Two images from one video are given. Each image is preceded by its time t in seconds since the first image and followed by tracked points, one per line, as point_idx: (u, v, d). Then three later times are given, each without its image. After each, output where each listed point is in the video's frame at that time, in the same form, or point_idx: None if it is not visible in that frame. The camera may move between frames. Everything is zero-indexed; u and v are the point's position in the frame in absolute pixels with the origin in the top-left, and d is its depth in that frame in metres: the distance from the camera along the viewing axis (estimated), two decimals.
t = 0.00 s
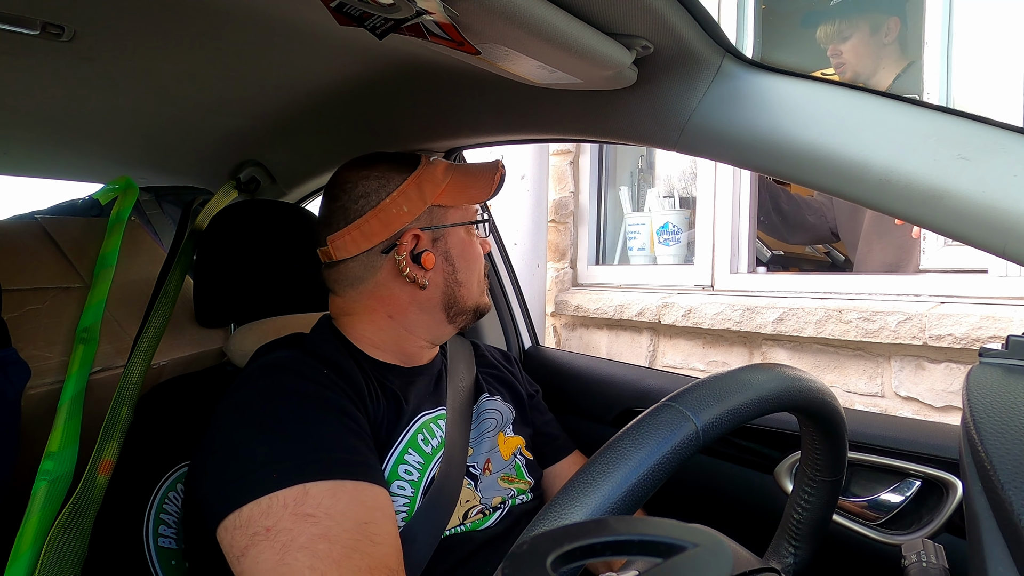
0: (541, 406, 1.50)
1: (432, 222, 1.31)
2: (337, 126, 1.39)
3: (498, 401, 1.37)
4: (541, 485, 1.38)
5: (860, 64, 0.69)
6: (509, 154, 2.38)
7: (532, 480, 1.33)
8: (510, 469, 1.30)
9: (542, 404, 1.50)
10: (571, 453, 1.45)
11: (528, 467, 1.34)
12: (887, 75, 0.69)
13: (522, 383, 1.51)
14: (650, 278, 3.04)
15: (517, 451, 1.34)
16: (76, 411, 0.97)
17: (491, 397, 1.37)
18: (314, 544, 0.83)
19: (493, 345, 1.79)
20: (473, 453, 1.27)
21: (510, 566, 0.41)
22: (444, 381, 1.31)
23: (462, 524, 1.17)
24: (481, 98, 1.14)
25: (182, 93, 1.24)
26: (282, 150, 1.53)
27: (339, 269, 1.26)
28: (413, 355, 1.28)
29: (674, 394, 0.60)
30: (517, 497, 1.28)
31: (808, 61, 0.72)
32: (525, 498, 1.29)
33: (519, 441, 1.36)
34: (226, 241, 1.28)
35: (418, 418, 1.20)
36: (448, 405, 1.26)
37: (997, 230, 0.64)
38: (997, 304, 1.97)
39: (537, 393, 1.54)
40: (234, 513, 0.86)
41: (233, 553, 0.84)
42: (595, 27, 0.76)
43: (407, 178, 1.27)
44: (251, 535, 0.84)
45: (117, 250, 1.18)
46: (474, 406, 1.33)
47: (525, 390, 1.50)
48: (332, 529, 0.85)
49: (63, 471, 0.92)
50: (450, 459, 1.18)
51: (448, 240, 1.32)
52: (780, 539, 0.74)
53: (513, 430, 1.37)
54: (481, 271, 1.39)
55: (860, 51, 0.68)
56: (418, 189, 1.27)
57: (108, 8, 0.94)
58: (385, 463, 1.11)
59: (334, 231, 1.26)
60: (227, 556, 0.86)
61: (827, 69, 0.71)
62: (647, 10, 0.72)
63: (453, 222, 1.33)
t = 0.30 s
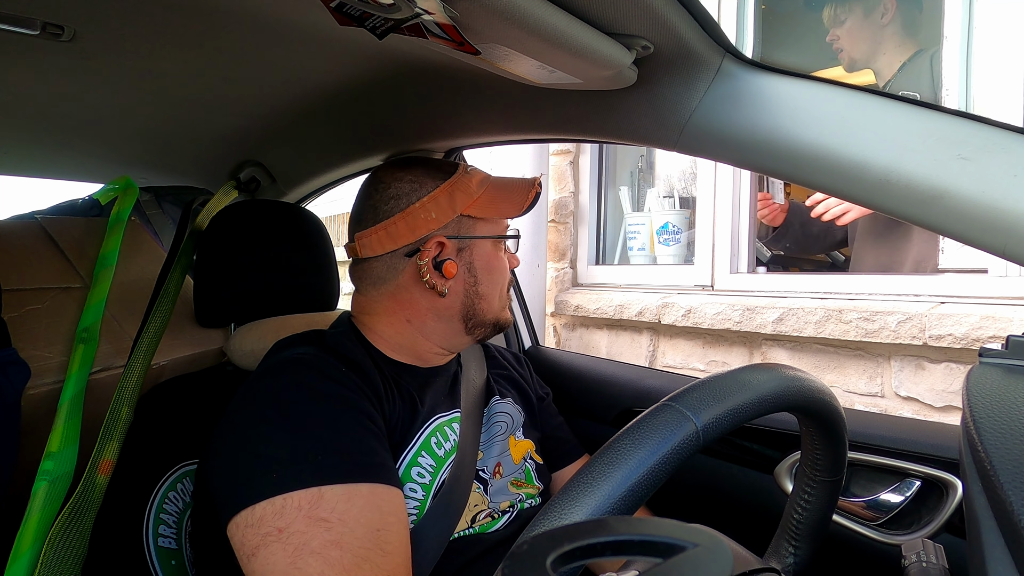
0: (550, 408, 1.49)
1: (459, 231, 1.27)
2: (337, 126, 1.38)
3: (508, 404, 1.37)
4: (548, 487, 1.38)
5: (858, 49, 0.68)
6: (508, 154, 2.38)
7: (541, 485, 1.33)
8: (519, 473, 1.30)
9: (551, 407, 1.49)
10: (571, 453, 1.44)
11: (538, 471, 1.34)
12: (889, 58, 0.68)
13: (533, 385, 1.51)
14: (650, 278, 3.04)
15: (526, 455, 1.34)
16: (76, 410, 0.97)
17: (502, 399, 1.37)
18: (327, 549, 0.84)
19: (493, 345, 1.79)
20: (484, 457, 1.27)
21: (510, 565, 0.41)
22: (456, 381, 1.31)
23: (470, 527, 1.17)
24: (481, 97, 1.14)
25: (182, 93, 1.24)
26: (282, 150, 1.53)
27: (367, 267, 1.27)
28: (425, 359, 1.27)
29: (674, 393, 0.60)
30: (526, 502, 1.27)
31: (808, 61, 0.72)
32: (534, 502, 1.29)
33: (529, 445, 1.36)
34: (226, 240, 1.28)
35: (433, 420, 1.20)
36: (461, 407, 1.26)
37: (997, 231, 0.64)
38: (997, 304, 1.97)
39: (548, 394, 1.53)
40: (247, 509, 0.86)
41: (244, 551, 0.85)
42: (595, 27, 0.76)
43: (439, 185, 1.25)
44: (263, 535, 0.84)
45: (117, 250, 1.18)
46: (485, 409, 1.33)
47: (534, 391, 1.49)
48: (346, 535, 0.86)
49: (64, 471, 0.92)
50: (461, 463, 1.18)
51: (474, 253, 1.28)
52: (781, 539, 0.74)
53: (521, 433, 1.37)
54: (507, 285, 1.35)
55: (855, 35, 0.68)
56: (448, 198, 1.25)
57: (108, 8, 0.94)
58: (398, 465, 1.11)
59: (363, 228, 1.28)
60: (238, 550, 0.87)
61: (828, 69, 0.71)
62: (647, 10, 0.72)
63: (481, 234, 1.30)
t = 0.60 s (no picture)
0: (550, 408, 1.49)
1: (458, 232, 1.27)
2: (337, 126, 1.38)
3: (507, 403, 1.37)
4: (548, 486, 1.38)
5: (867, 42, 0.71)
6: (508, 154, 2.38)
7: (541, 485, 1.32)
8: (518, 473, 1.30)
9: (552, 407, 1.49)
10: (571, 454, 1.44)
11: (537, 472, 1.34)
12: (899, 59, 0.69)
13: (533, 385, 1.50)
14: (650, 278, 3.04)
15: (525, 454, 1.34)
16: (76, 411, 0.97)
17: (501, 399, 1.37)
18: (311, 556, 0.84)
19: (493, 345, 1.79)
20: (481, 456, 1.27)
21: (510, 566, 0.41)
22: (456, 381, 1.31)
23: (468, 527, 1.17)
24: (481, 97, 1.14)
25: (182, 93, 1.24)
26: (282, 150, 1.53)
27: (367, 266, 1.28)
28: (423, 359, 1.26)
29: (674, 393, 0.60)
30: (524, 502, 1.27)
31: (809, 60, 0.72)
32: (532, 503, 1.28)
33: (529, 444, 1.36)
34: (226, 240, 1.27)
35: (428, 420, 1.20)
36: (460, 406, 1.26)
37: (997, 231, 0.64)
38: (997, 304, 1.96)
39: (548, 394, 1.52)
40: (235, 515, 0.86)
41: (232, 555, 0.85)
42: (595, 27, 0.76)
43: (438, 186, 1.25)
44: (250, 540, 0.84)
45: (117, 250, 1.18)
46: (484, 408, 1.34)
47: (534, 391, 1.49)
48: (330, 542, 0.85)
49: (63, 471, 0.92)
50: (458, 462, 1.18)
51: (472, 254, 1.28)
52: (781, 539, 0.74)
53: (520, 432, 1.37)
54: (506, 287, 1.34)
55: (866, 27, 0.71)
56: (447, 199, 1.25)
57: (107, 8, 0.94)
58: (392, 465, 1.11)
59: (363, 227, 1.28)
60: (226, 554, 0.87)
61: (829, 68, 0.71)
62: (647, 10, 0.72)
63: (480, 236, 1.29)
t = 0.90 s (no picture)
0: (551, 408, 1.49)
1: (455, 231, 1.27)
2: (337, 126, 1.38)
3: (507, 403, 1.37)
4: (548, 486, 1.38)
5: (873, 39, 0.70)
6: (507, 154, 2.38)
7: (541, 485, 1.32)
8: (518, 473, 1.30)
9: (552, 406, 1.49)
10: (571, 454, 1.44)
11: (537, 472, 1.34)
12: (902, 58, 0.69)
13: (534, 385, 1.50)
14: (650, 278, 3.04)
15: (526, 455, 1.34)
16: (76, 410, 0.97)
17: (501, 399, 1.37)
18: (311, 558, 0.84)
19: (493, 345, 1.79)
20: (481, 456, 1.27)
21: (510, 565, 0.41)
22: (456, 381, 1.31)
23: (468, 527, 1.17)
24: (480, 97, 1.13)
25: (182, 93, 1.24)
26: (282, 150, 1.53)
27: (365, 267, 1.28)
28: (422, 359, 1.26)
29: (674, 394, 0.60)
30: (524, 502, 1.27)
31: (808, 61, 0.72)
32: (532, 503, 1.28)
33: (529, 444, 1.36)
34: (226, 241, 1.27)
35: (428, 420, 1.20)
36: (460, 406, 1.26)
37: (997, 231, 0.64)
38: (997, 304, 1.96)
39: (548, 394, 1.52)
40: (236, 516, 0.86)
41: (233, 557, 0.85)
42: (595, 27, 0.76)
43: (434, 185, 1.25)
44: (251, 541, 0.84)
45: (117, 250, 1.18)
46: (484, 408, 1.34)
47: (534, 390, 1.49)
48: (330, 543, 0.85)
49: (63, 471, 0.92)
50: (458, 462, 1.18)
51: (470, 252, 1.28)
52: (781, 539, 0.74)
53: (520, 431, 1.37)
54: (504, 285, 1.34)
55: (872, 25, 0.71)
56: (443, 197, 1.25)
57: (107, 7, 0.94)
58: (392, 466, 1.11)
59: (360, 228, 1.28)
60: (227, 554, 0.87)
61: (828, 68, 0.71)
62: (647, 10, 0.72)
63: (477, 234, 1.29)
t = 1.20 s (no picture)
0: (551, 408, 1.49)
1: (454, 230, 1.27)
2: (337, 126, 1.38)
3: (507, 403, 1.37)
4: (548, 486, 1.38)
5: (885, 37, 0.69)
6: (507, 154, 2.38)
7: (541, 485, 1.32)
8: (518, 473, 1.30)
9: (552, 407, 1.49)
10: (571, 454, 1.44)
11: (537, 472, 1.34)
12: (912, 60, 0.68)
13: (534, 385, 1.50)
14: (650, 278, 3.04)
15: (526, 455, 1.34)
16: (76, 410, 0.96)
17: (501, 399, 1.37)
18: (310, 560, 0.84)
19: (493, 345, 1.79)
20: (481, 457, 1.27)
21: (510, 566, 0.41)
22: (456, 381, 1.31)
23: (468, 527, 1.17)
24: (480, 97, 1.13)
25: (182, 93, 1.24)
26: (283, 150, 1.53)
27: (363, 268, 1.28)
28: (424, 358, 1.26)
29: (674, 393, 0.60)
30: (524, 502, 1.27)
31: (808, 61, 0.72)
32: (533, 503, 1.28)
33: (529, 444, 1.36)
34: (226, 241, 1.28)
35: (428, 420, 1.20)
36: (460, 406, 1.27)
37: (997, 231, 0.64)
38: (997, 304, 1.96)
39: (548, 393, 1.52)
40: (235, 518, 0.86)
41: (232, 559, 0.85)
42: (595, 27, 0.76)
43: (431, 184, 1.25)
44: (250, 543, 0.84)
45: (117, 250, 1.18)
46: (484, 408, 1.34)
47: (534, 390, 1.49)
48: (329, 545, 0.85)
49: (63, 471, 0.92)
50: (458, 463, 1.18)
51: (469, 250, 1.28)
52: (781, 539, 0.74)
53: (520, 432, 1.37)
54: (503, 282, 1.35)
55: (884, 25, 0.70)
56: (441, 196, 1.25)
57: (107, 8, 0.94)
58: (393, 466, 1.11)
59: (358, 230, 1.28)
60: (227, 555, 0.87)
61: (828, 68, 0.72)
62: (647, 10, 0.72)
63: (476, 232, 1.29)
